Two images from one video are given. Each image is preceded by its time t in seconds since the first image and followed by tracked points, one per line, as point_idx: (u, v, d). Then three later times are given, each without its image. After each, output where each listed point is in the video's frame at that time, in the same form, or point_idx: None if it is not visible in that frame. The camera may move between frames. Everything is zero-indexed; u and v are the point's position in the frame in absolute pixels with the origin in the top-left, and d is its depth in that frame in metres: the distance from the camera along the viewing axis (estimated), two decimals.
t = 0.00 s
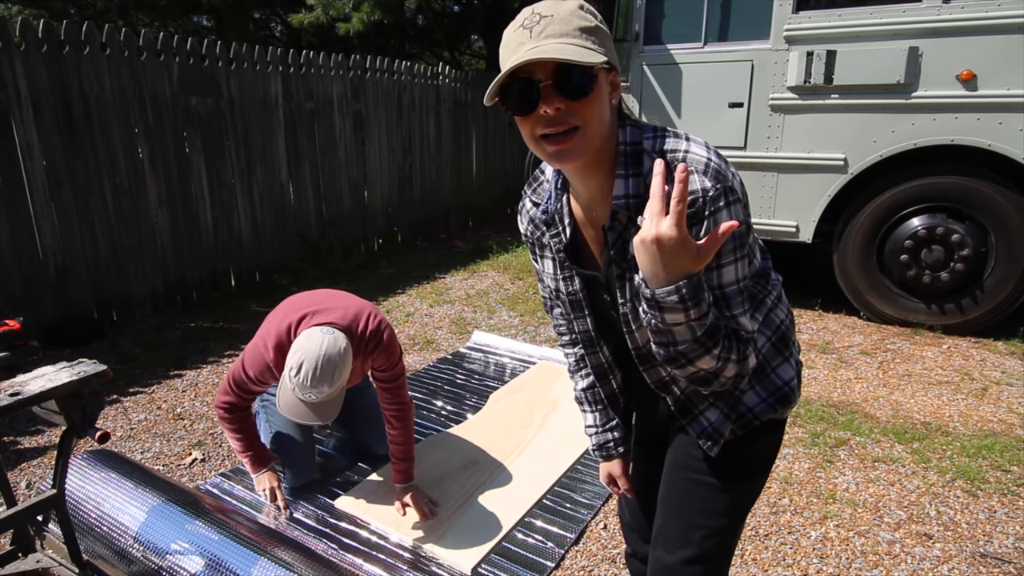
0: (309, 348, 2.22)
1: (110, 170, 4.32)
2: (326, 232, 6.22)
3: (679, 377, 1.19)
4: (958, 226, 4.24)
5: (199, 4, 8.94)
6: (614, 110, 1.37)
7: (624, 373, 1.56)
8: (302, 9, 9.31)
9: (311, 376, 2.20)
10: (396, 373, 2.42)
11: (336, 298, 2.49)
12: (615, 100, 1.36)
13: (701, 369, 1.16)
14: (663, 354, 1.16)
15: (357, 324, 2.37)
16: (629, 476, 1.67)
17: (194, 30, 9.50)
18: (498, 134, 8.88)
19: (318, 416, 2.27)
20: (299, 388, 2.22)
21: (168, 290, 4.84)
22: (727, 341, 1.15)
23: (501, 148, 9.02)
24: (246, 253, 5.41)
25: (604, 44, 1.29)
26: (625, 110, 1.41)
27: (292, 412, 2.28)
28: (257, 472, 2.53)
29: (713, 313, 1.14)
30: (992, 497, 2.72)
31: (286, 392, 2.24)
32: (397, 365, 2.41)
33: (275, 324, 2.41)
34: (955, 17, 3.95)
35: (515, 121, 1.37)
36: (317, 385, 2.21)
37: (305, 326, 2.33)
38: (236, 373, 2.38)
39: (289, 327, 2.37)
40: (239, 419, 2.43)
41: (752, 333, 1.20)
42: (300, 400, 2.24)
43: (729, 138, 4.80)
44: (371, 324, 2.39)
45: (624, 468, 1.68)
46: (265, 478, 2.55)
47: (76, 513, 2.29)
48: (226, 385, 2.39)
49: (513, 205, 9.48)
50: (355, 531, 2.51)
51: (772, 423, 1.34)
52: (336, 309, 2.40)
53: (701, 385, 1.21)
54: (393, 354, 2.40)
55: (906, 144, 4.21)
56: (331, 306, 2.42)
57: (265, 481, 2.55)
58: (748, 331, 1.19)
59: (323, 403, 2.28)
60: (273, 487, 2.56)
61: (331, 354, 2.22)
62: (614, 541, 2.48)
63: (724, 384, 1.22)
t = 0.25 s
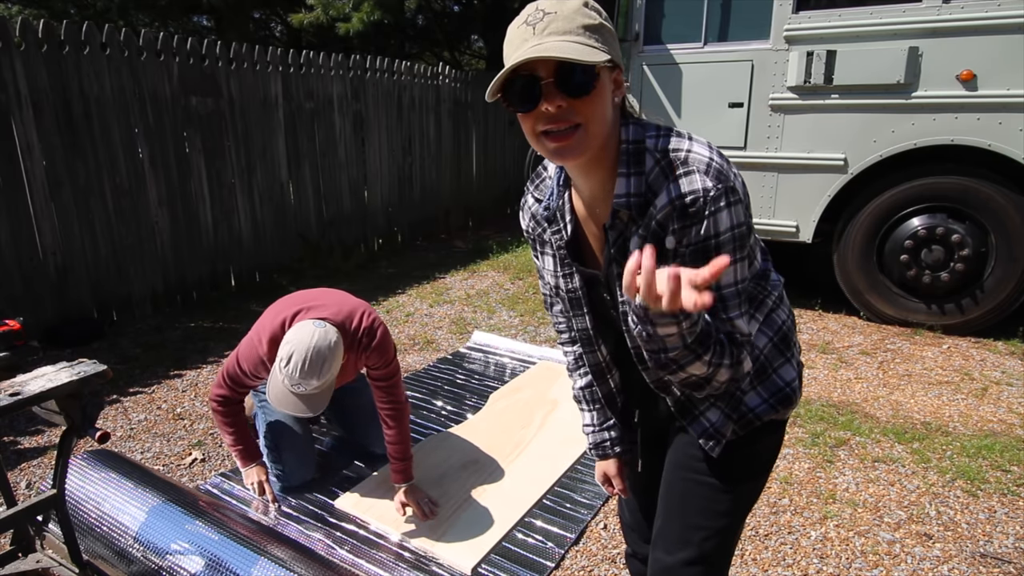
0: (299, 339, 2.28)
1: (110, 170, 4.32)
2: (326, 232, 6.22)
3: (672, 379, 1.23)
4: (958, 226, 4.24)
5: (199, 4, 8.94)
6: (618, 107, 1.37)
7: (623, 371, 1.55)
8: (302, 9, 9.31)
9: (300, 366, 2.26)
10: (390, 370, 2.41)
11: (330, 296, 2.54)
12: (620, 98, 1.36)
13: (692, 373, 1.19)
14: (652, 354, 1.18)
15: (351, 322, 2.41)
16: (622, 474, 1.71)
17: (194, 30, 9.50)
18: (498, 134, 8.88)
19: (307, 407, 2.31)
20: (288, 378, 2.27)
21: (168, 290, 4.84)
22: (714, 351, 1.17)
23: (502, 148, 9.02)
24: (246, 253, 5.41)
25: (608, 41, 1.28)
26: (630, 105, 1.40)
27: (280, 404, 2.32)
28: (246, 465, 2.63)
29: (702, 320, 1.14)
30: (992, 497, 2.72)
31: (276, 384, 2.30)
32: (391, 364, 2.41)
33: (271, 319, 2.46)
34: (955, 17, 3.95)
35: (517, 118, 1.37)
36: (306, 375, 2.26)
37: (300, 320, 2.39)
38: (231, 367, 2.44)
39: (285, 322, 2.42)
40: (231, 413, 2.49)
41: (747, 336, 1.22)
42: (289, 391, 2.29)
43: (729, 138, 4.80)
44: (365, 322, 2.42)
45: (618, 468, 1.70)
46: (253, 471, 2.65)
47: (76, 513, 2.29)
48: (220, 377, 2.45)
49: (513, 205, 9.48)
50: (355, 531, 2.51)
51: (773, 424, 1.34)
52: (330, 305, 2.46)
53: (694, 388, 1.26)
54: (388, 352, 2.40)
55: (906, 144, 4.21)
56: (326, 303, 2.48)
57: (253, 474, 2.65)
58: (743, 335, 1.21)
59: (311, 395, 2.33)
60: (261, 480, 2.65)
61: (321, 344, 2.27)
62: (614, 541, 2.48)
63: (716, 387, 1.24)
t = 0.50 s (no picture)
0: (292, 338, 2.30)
1: (110, 170, 4.32)
2: (326, 232, 6.22)
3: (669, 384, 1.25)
4: (958, 226, 4.24)
5: (199, 4, 8.95)
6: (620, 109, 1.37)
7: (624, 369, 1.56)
8: (302, 9, 9.31)
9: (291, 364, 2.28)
10: (387, 370, 2.40)
11: (326, 296, 2.55)
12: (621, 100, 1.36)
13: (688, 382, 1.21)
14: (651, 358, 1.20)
15: (346, 321, 2.43)
16: (620, 472, 1.74)
17: (194, 30, 9.49)
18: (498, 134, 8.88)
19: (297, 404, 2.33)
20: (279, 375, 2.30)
21: (168, 290, 4.84)
22: (714, 356, 1.17)
23: (502, 148, 9.03)
24: (246, 253, 5.41)
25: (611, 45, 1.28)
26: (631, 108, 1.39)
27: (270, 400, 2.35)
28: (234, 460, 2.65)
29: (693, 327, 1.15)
30: (992, 497, 2.72)
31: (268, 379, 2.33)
32: (387, 365, 2.40)
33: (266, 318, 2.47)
34: (955, 17, 3.95)
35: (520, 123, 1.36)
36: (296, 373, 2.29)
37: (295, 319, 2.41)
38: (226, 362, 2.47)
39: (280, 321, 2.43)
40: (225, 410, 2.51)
41: (743, 340, 1.23)
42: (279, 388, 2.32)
43: (729, 138, 4.80)
44: (360, 322, 2.43)
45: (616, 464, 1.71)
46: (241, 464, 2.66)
47: (76, 513, 2.29)
48: (213, 372, 2.47)
49: (513, 205, 9.48)
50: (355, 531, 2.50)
51: (774, 425, 1.35)
52: (325, 305, 2.47)
53: (693, 392, 1.28)
54: (385, 351, 2.40)
55: (906, 144, 4.21)
56: (321, 302, 2.49)
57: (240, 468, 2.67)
58: (740, 339, 1.22)
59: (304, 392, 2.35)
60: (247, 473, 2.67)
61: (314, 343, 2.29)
62: (614, 542, 2.48)
63: (714, 392, 1.26)
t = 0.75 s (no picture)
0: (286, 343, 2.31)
1: (110, 170, 4.32)
2: (326, 232, 6.22)
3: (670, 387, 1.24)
4: (958, 226, 4.24)
5: (199, 4, 8.95)
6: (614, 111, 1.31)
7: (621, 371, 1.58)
8: (302, 9, 9.31)
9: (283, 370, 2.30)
10: (386, 372, 2.41)
11: (322, 297, 2.56)
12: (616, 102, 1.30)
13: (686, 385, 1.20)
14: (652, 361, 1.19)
15: (342, 323, 2.44)
16: (617, 469, 1.75)
17: (194, 30, 9.49)
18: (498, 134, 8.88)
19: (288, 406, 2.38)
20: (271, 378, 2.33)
21: (168, 290, 4.84)
22: (711, 359, 1.16)
23: (502, 148, 9.03)
24: (246, 253, 5.41)
25: (597, 51, 1.20)
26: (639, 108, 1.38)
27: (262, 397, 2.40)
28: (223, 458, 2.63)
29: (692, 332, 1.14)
30: (992, 497, 2.72)
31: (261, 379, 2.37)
32: (385, 366, 2.40)
33: (261, 320, 2.48)
34: (955, 17, 3.94)
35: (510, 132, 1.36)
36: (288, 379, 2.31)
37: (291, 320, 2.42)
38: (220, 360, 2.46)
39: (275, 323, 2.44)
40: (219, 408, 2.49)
41: (742, 343, 1.22)
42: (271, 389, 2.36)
43: (729, 138, 4.80)
44: (356, 322, 2.44)
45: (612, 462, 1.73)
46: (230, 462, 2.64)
47: (76, 513, 2.29)
48: (208, 372, 2.45)
49: (513, 205, 9.48)
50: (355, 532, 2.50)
51: (774, 425, 1.35)
52: (322, 306, 2.48)
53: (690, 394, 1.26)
54: (383, 351, 2.41)
55: (906, 144, 4.21)
56: (317, 304, 2.50)
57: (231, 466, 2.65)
58: (737, 342, 1.21)
59: (298, 395, 2.37)
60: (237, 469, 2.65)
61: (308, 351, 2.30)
62: (614, 542, 2.48)
63: (714, 393, 1.25)
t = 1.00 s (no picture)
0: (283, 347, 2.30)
1: (110, 170, 4.32)
2: (326, 232, 6.22)
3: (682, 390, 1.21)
4: (958, 226, 4.24)
5: (199, 4, 8.96)
6: (573, 127, 1.27)
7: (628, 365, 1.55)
8: (302, 8, 9.30)
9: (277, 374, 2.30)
10: (385, 374, 2.42)
11: (317, 299, 2.54)
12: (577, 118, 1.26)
13: (696, 387, 1.18)
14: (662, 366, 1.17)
15: (338, 325, 2.44)
16: (615, 467, 1.75)
17: (194, 30, 9.49)
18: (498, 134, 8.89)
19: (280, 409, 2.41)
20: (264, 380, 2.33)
21: (168, 290, 4.84)
22: (722, 362, 1.14)
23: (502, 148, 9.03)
24: (246, 253, 5.41)
25: (540, 71, 1.19)
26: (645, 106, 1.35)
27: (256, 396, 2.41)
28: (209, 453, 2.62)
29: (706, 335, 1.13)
30: (992, 497, 2.72)
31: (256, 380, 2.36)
32: (383, 366, 2.41)
33: (255, 322, 2.49)
34: (955, 17, 3.94)
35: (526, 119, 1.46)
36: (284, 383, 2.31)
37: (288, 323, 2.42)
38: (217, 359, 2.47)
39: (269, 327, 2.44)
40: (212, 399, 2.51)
41: (751, 345, 1.22)
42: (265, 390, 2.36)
43: (729, 138, 4.80)
44: (353, 324, 2.44)
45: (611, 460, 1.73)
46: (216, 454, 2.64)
47: (76, 513, 2.29)
48: (206, 368, 2.48)
49: (512, 205, 9.48)
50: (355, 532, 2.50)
51: (777, 427, 1.35)
52: (318, 307, 2.47)
53: (698, 397, 1.24)
54: (382, 350, 2.42)
55: (906, 144, 4.21)
56: (314, 305, 2.50)
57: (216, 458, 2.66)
58: (746, 344, 1.21)
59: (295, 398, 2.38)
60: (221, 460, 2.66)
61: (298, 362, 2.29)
62: (614, 542, 2.48)
63: (721, 395, 1.24)
